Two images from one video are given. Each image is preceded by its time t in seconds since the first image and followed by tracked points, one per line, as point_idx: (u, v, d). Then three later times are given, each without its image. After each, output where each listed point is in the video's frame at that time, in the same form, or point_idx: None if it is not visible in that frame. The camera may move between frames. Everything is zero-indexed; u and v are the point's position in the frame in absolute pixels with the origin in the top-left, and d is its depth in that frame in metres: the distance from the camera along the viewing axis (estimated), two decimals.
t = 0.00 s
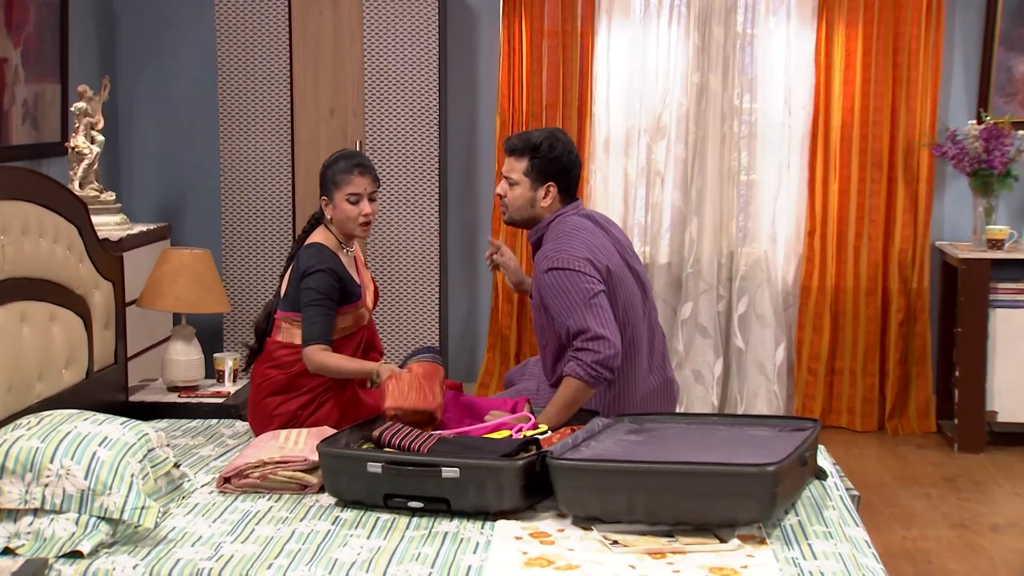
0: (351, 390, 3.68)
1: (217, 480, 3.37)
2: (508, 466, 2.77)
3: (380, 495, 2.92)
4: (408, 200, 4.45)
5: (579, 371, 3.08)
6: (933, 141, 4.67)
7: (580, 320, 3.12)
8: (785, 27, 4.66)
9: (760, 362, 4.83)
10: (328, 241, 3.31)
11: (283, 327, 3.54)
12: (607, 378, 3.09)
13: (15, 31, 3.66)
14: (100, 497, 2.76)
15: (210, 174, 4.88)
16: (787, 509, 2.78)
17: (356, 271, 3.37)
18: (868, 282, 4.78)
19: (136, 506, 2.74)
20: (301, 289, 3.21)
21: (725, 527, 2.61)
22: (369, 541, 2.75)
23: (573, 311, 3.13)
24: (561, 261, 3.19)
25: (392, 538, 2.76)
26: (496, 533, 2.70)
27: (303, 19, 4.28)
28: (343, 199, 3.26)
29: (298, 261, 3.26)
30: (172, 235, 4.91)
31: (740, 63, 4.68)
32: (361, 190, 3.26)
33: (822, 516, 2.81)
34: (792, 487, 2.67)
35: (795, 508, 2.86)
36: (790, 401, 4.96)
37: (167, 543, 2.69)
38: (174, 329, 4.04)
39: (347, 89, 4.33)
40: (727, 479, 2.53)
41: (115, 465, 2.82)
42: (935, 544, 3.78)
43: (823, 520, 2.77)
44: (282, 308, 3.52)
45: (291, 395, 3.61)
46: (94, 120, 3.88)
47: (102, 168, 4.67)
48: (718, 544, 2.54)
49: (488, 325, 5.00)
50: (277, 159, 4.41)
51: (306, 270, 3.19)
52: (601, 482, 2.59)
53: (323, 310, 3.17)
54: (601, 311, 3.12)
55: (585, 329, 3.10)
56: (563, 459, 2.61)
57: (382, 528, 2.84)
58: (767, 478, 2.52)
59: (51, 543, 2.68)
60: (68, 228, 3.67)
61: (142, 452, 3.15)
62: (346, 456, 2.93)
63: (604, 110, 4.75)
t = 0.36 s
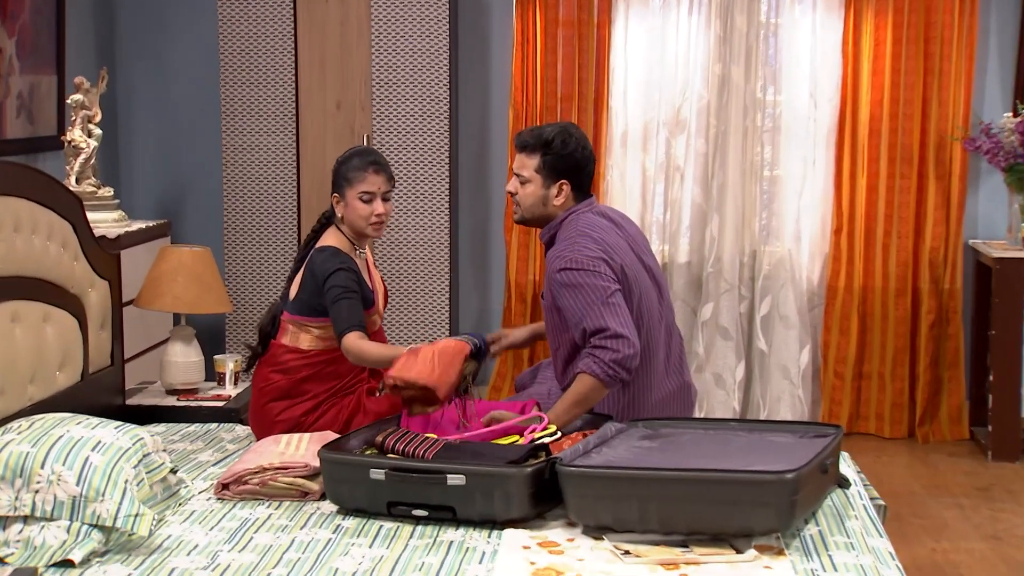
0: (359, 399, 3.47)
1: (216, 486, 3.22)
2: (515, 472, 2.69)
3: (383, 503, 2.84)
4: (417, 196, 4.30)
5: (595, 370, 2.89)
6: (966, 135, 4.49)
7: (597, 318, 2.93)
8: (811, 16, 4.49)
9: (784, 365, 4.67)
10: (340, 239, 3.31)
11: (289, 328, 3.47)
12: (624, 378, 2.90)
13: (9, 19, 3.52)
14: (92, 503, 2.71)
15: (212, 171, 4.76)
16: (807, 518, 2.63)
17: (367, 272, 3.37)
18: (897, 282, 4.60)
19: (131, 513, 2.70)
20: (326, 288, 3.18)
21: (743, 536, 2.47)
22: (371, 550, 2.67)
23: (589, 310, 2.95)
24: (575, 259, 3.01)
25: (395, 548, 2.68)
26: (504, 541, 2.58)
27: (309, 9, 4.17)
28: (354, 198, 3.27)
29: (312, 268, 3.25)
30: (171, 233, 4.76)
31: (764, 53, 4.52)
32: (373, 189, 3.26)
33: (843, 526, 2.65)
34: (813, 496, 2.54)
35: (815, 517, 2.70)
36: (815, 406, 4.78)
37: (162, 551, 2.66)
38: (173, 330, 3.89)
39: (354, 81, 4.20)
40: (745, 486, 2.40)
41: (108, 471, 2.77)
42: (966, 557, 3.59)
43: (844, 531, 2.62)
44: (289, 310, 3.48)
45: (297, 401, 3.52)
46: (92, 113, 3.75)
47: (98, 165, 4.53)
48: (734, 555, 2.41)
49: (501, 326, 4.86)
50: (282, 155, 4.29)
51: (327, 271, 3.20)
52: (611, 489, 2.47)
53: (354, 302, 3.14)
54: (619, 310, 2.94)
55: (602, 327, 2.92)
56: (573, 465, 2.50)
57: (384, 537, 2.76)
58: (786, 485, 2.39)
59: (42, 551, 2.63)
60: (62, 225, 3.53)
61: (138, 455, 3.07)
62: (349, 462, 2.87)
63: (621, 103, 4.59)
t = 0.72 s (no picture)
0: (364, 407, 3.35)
1: (213, 493, 3.08)
2: (523, 479, 2.57)
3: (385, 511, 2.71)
4: (426, 193, 4.21)
5: (602, 386, 2.76)
6: (998, 128, 4.32)
7: (604, 331, 2.80)
8: (835, 6, 4.34)
9: (807, 369, 4.52)
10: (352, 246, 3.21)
11: (292, 332, 3.33)
12: (633, 393, 2.77)
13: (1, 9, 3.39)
14: (84, 511, 2.70)
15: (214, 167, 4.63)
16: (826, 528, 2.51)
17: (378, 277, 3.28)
18: (926, 283, 4.43)
19: (123, 520, 2.67)
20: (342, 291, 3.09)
21: (759, 546, 2.37)
22: (372, 560, 2.56)
23: (596, 321, 2.81)
24: (584, 263, 2.86)
25: (397, 557, 2.56)
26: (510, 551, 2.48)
27: None
28: (365, 202, 3.16)
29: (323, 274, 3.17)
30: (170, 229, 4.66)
31: (787, 44, 4.36)
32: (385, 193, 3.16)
33: (865, 537, 2.53)
34: (831, 504, 2.44)
35: (836, 526, 2.58)
36: (840, 411, 4.62)
37: (155, 560, 2.61)
38: (172, 331, 3.75)
39: (360, 73, 4.12)
40: (761, 496, 2.31)
41: (100, 476, 2.78)
42: (1000, 569, 3.43)
43: (865, 541, 2.50)
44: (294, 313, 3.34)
45: (298, 407, 3.38)
46: (88, 106, 3.62)
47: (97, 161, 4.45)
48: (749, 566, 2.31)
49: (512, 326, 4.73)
50: (286, 151, 4.22)
51: (341, 274, 3.11)
52: (622, 497, 2.38)
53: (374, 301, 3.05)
54: (627, 322, 2.80)
55: (609, 340, 2.79)
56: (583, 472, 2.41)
57: (386, 546, 2.64)
58: (803, 495, 2.31)
59: (31, 559, 2.60)
60: (55, 222, 3.39)
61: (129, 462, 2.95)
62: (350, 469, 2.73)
63: (638, 95, 4.45)
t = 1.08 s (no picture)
0: (367, 411, 3.21)
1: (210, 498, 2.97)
2: (529, 486, 2.49)
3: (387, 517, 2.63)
4: (432, 190, 4.12)
5: (610, 388, 2.65)
6: None
7: (612, 331, 2.68)
8: None
9: (828, 372, 4.38)
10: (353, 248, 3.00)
11: (293, 334, 3.20)
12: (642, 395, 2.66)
13: None
14: (76, 517, 2.59)
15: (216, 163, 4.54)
16: (842, 536, 2.41)
17: (382, 281, 3.09)
18: (952, 283, 4.29)
19: (117, 527, 2.57)
20: (346, 299, 2.92)
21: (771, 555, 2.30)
22: (373, 568, 2.47)
23: (605, 321, 2.69)
24: (593, 260, 2.73)
25: (399, 566, 2.47)
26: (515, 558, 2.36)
27: None
28: (372, 203, 2.96)
29: (324, 275, 2.97)
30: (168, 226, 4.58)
31: (807, 36, 4.24)
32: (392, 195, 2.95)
33: (883, 546, 2.42)
34: (847, 511, 2.34)
35: (853, 535, 2.47)
36: (862, 416, 4.47)
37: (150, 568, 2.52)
38: (169, 332, 3.65)
39: (365, 66, 4.04)
40: (774, 502, 2.23)
41: (93, 482, 2.66)
42: None
43: (883, 551, 2.39)
44: (295, 314, 3.21)
45: (299, 411, 3.25)
46: (85, 99, 3.52)
47: (96, 156, 4.36)
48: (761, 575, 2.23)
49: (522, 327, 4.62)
50: (289, 147, 4.14)
51: (345, 280, 2.92)
52: (630, 503, 2.31)
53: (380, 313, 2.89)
54: (637, 322, 2.68)
55: (617, 341, 2.67)
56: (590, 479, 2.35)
57: (387, 554, 2.55)
58: (816, 501, 2.22)
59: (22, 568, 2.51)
60: (50, 219, 3.28)
61: (123, 466, 2.81)
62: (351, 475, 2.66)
63: (651, 89, 4.33)
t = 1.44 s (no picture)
0: (366, 414, 3.05)
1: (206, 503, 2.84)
2: (534, 492, 2.37)
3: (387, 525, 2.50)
4: (438, 185, 4.03)
5: (618, 390, 2.53)
6: None
7: (621, 331, 2.55)
8: None
9: (848, 376, 4.24)
10: (351, 243, 2.89)
11: (291, 334, 3.06)
12: (652, 397, 2.53)
13: None
14: (66, 524, 2.48)
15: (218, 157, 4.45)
16: (859, 546, 2.27)
17: (381, 277, 2.97)
18: (977, 283, 4.14)
19: (108, 535, 2.47)
20: (342, 295, 2.81)
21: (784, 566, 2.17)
22: None
23: (613, 321, 2.56)
24: (602, 257, 2.60)
25: None
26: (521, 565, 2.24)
27: None
28: (372, 197, 2.83)
29: (321, 270, 2.86)
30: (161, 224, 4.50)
31: (827, 27, 4.10)
32: (395, 189, 2.83)
33: (900, 555, 2.29)
34: (864, 519, 2.22)
35: (869, 544, 2.34)
36: (883, 421, 4.33)
37: None
38: (165, 333, 3.54)
39: (369, 58, 3.94)
40: (787, 510, 2.11)
41: (83, 487, 2.55)
42: None
43: (901, 560, 2.26)
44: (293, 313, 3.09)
45: (298, 414, 3.11)
46: (79, 92, 3.41)
47: (91, 152, 4.26)
48: None
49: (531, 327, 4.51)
50: (291, 142, 4.05)
51: (341, 274, 2.81)
52: (637, 512, 2.20)
53: (375, 312, 2.77)
54: (647, 322, 2.54)
55: (626, 341, 2.54)
56: (597, 485, 2.24)
57: (387, 563, 2.42)
58: (832, 508, 2.10)
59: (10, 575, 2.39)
60: (41, 215, 3.16)
61: (116, 472, 2.69)
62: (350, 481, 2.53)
63: (666, 82, 4.21)
